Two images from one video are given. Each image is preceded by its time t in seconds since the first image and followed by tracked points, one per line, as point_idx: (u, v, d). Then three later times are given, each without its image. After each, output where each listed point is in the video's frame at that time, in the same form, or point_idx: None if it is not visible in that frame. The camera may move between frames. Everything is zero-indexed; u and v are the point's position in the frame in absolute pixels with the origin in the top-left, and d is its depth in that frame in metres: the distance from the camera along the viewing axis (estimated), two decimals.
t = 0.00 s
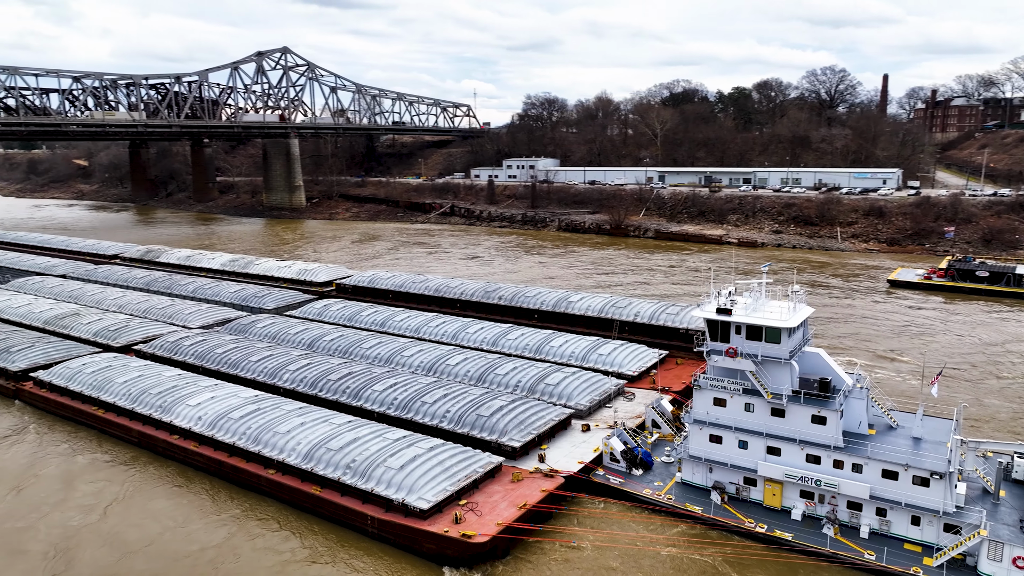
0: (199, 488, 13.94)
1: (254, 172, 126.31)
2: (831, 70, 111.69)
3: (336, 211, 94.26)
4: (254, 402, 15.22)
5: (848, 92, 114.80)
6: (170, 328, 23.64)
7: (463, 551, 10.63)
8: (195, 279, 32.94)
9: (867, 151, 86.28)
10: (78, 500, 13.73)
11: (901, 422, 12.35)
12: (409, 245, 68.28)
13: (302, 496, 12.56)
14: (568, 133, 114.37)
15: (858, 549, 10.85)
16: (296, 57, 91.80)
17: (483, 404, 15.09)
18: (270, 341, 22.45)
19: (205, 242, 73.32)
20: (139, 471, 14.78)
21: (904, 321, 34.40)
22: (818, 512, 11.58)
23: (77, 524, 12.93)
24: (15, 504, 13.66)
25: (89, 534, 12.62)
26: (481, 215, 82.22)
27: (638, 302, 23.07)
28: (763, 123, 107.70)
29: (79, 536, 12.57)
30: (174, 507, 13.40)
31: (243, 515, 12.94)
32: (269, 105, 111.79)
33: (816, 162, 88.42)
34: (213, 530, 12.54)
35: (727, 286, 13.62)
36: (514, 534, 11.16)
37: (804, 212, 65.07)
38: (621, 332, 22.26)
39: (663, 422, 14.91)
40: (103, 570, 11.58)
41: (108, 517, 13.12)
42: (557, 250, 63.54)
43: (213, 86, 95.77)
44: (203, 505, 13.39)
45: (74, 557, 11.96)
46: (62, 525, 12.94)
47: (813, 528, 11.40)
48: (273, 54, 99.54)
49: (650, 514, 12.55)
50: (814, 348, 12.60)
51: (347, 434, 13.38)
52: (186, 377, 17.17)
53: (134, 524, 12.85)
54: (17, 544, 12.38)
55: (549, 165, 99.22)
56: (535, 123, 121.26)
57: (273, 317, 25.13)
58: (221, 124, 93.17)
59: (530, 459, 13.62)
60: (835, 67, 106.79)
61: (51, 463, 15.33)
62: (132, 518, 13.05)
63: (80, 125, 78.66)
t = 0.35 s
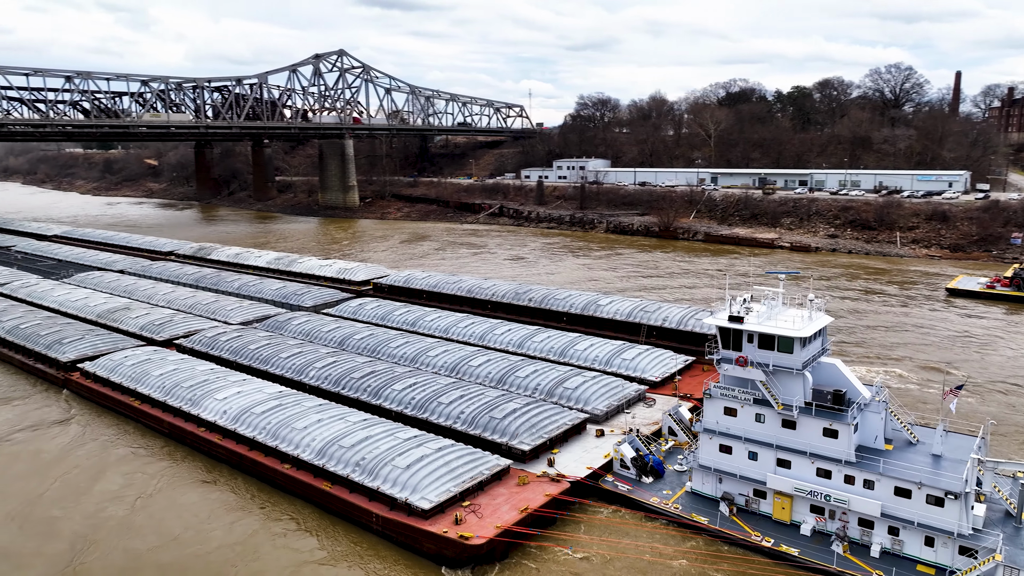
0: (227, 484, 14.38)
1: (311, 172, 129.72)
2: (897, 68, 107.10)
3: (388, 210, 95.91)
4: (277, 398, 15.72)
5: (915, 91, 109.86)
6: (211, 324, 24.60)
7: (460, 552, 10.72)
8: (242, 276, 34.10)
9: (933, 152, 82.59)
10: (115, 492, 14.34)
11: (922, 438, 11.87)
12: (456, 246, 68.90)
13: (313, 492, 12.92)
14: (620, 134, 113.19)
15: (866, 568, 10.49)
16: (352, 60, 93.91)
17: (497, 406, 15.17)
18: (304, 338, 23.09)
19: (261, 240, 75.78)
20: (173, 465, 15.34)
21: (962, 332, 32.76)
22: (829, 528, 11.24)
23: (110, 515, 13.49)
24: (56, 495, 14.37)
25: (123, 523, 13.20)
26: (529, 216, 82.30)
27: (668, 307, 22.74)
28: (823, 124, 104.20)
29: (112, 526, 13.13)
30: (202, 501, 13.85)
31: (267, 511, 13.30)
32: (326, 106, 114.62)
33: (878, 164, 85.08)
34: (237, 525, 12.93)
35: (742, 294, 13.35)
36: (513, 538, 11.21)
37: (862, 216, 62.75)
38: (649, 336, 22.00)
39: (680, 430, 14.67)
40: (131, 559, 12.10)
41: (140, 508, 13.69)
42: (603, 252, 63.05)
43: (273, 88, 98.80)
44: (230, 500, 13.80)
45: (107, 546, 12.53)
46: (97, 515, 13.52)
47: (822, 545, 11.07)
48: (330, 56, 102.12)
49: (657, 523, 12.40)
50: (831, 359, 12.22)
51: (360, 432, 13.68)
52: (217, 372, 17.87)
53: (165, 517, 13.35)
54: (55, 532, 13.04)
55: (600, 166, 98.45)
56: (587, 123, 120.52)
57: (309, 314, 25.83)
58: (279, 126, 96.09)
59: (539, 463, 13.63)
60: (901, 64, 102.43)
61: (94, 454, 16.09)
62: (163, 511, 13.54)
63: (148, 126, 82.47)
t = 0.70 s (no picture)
0: (254, 485, 14.80)
1: (365, 174, 132.42)
2: (967, 67, 101.90)
3: (438, 212, 97.03)
4: (297, 397, 16.21)
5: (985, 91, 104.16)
6: (250, 323, 25.49)
7: (457, 556, 10.86)
8: (284, 277, 35.13)
9: (1003, 156, 78.43)
10: (149, 488, 14.97)
11: (941, 457, 11.40)
12: (501, 249, 69.19)
13: (324, 490, 13.31)
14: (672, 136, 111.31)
15: None
16: (404, 64, 95.52)
17: (510, 411, 15.23)
18: (336, 339, 23.66)
19: (313, 241, 77.86)
20: (205, 464, 15.88)
21: None
22: (836, 547, 10.89)
23: (142, 511, 14.09)
24: (96, 488, 15.12)
25: (154, 519, 13.77)
26: (576, 220, 81.97)
27: (697, 315, 22.34)
28: (885, 126, 100.16)
29: (143, 522, 13.71)
30: (229, 501, 14.31)
31: (288, 514, 13.62)
32: (380, 110, 116.86)
33: (942, 168, 81.45)
34: (259, 526, 13.28)
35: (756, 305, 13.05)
36: (511, 544, 11.25)
37: (921, 222, 60.20)
38: (675, 344, 21.66)
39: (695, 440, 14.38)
40: (156, 555, 12.60)
41: (171, 505, 14.25)
42: (648, 256, 62.26)
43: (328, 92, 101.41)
44: (255, 502, 14.21)
45: (137, 540, 13.10)
46: (131, 510, 14.14)
47: (828, 564, 10.73)
48: (383, 61, 104.07)
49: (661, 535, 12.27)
50: (845, 372, 11.83)
51: (372, 433, 13.98)
52: (246, 371, 18.59)
53: (193, 515, 13.85)
54: (91, 524, 13.72)
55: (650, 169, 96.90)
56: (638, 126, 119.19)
57: (343, 315, 26.42)
58: (334, 130, 98.56)
59: (547, 470, 13.64)
60: (970, 63, 97.60)
61: (134, 450, 16.84)
62: (192, 510, 14.06)
63: (208, 130, 85.88)
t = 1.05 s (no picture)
0: (275, 485, 15.24)
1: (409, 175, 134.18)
2: None
3: (479, 214, 97.65)
4: (313, 396, 16.70)
5: None
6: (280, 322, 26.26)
7: (450, 558, 11.07)
8: (319, 277, 35.97)
9: None
10: (179, 485, 15.62)
11: (949, 474, 11.06)
12: (540, 251, 68.97)
13: (332, 489, 13.71)
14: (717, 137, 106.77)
15: None
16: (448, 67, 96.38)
17: (518, 415, 15.35)
18: (361, 339, 24.16)
19: (355, 242, 79.23)
20: (232, 463, 16.44)
21: None
22: (834, 562, 10.69)
23: (168, 508, 14.70)
24: (129, 483, 15.85)
25: (179, 516, 14.36)
26: (617, 222, 81.12)
27: (720, 320, 22.02)
28: (942, 126, 96.18)
29: (168, 518, 14.30)
30: (250, 500, 14.78)
31: (305, 514, 13.98)
32: (424, 112, 118.21)
33: (1002, 170, 77.76)
34: (275, 527, 13.67)
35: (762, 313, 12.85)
36: (505, 547, 11.40)
37: (976, 227, 57.80)
38: (696, 350, 21.40)
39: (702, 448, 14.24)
40: (180, 550, 13.15)
41: (197, 502, 14.84)
42: (688, 259, 61.37)
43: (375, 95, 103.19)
44: (274, 502, 14.62)
45: (162, 535, 13.68)
46: (159, 506, 14.79)
47: None
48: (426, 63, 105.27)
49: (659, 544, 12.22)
50: (850, 384, 11.59)
51: (379, 433, 14.32)
52: (268, 369, 19.21)
53: (217, 512, 14.39)
54: (121, 518, 14.41)
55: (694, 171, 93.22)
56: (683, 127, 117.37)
57: (370, 316, 26.92)
58: (379, 133, 100.41)
59: (550, 475, 13.75)
60: None
61: (168, 447, 17.56)
62: (217, 507, 14.61)
63: (257, 133, 88.41)
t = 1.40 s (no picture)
0: (297, 489, 15.73)
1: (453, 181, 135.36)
2: None
3: (521, 220, 97.79)
4: (333, 399, 17.28)
5: None
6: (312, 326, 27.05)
7: (448, 560, 11.38)
8: (355, 282, 36.80)
9: None
10: (209, 483, 16.36)
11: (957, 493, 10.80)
12: (577, 257, 67.85)
13: (344, 491, 14.19)
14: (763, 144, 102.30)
15: None
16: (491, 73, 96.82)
17: (527, 422, 15.54)
18: (387, 343, 24.72)
19: (397, 247, 80.34)
20: (259, 465, 17.07)
21: None
22: None
23: (197, 506, 15.36)
24: (163, 481, 16.61)
25: (207, 515, 15.00)
26: (659, 229, 77.86)
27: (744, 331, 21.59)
28: (1004, 132, 91.47)
29: (197, 516, 14.97)
30: (274, 503, 15.29)
31: (323, 519, 14.41)
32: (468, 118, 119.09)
33: None
34: (295, 529, 14.16)
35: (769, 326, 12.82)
36: (502, 552, 11.65)
37: None
38: (719, 360, 21.13)
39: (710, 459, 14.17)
40: (210, 546, 13.79)
41: (226, 501, 15.51)
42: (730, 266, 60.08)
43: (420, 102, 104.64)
44: (296, 505, 15.12)
45: (190, 532, 14.34)
46: (189, 504, 15.46)
47: None
48: (470, 70, 106.16)
49: (658, 553, 12.28)
50: (854, 398, 11.45)
51: (391, 436, 14.76)
52: (294, 372, 19.91)
53: (243, 512, 15.03)
54: (153, 514, 15.15)
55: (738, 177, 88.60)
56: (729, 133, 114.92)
57: (398, 321, 27.43)
58: (423, 141, 101.94)
59: (555, 482, 13.93)
60: None
61: (201, 447, 18.32)
62: (243, 506, 15.25)
63: (304, 140, 90.78)
